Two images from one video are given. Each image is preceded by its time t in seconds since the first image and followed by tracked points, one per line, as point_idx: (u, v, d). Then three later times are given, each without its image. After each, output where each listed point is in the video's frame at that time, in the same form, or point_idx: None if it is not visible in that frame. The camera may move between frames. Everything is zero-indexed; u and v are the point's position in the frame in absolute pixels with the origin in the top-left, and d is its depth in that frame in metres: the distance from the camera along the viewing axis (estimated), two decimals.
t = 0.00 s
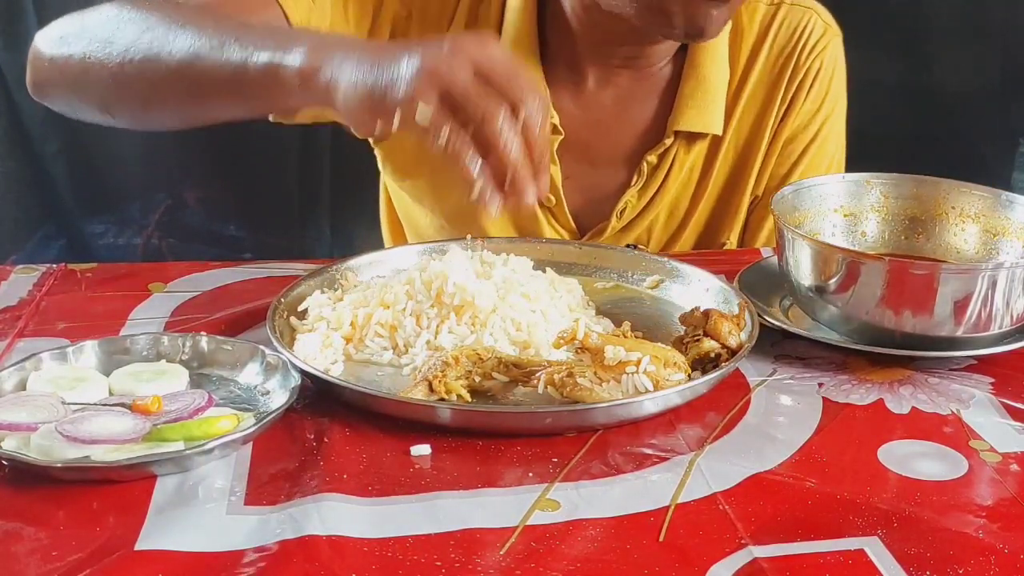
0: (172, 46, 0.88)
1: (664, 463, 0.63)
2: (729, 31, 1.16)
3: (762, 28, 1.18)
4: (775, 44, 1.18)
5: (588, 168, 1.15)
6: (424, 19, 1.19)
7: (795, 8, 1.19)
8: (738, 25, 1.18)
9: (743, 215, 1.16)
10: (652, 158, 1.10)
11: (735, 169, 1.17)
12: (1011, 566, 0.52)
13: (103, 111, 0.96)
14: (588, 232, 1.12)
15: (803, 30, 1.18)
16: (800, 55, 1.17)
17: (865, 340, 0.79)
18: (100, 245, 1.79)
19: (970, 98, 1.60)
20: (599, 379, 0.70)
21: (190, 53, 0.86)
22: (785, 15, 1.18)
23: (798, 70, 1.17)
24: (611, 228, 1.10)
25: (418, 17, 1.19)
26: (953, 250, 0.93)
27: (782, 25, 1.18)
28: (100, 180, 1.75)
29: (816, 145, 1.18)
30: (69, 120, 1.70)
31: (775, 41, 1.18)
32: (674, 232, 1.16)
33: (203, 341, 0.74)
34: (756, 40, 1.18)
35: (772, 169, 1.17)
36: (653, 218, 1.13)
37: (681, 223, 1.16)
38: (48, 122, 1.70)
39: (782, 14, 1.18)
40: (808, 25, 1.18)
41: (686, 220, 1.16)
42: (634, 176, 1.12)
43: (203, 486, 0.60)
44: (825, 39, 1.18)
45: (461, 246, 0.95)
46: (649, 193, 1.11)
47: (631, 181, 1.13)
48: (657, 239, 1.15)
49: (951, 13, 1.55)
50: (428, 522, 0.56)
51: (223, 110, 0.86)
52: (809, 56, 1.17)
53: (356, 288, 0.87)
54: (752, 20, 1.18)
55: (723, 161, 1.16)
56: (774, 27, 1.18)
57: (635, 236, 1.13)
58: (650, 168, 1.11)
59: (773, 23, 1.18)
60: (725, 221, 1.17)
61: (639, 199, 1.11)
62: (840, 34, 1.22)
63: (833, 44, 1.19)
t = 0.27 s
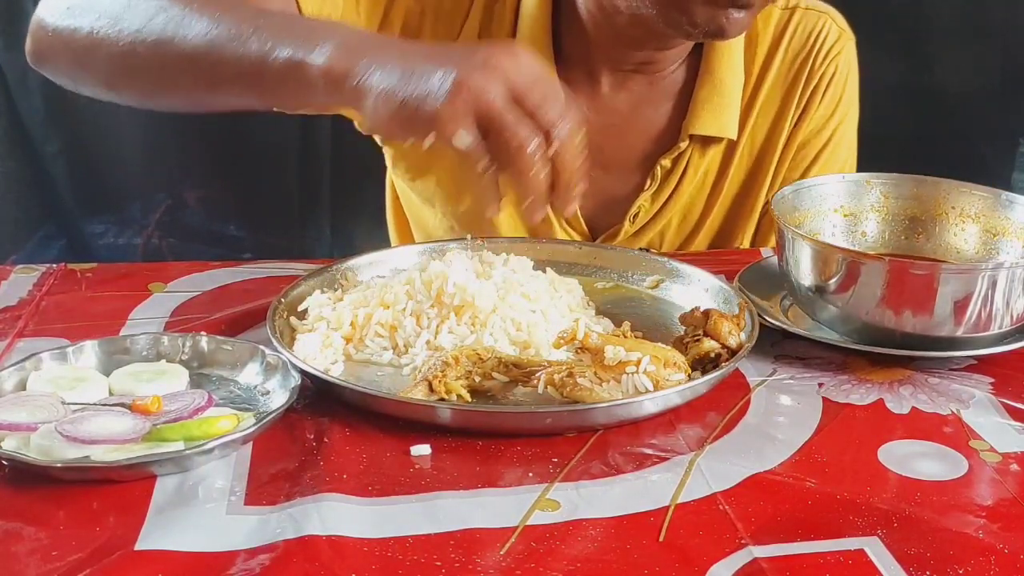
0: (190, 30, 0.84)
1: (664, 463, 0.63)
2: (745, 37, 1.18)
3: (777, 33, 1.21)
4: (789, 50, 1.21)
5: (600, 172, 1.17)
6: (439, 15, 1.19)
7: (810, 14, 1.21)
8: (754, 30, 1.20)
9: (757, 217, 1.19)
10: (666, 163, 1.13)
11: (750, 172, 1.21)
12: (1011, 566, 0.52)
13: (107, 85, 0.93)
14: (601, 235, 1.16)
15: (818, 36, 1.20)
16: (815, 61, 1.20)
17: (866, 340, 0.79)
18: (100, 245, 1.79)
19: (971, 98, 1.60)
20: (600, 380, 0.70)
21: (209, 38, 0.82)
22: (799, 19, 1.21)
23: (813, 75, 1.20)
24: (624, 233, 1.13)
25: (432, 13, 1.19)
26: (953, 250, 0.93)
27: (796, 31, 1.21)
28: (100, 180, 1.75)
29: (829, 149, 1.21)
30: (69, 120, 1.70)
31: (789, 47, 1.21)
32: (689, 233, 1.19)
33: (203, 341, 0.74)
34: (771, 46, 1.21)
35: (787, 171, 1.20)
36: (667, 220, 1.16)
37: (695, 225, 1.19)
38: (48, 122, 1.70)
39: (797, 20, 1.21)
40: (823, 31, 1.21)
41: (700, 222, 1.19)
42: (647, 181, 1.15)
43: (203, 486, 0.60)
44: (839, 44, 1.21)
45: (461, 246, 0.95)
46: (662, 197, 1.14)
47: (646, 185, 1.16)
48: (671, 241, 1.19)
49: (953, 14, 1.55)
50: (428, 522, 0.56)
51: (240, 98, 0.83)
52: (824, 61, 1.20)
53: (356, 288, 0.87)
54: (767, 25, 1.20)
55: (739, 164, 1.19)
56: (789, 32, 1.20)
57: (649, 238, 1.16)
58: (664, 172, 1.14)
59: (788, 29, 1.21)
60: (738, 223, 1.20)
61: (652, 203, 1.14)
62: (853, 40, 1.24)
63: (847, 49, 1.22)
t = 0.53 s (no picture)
0: None
1: (664, 463, 0.63)
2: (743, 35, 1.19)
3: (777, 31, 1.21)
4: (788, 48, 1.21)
5: (603, 170, 1.19)
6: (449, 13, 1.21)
7: (809, 11, 1.21)
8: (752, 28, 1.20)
9: (756, 215, 1.20)
10: (666, 161, 1.14)
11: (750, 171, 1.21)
12: (1011, 566, 0.52)
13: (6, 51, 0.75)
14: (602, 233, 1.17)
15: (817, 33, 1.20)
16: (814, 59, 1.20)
17: (866, 340, 0.79)
18: (100, 245, 1.79)
19: (971, 98, 1.60)
20: (599, 379, 0.70)
21: None
22: (798, 17, 1.21)
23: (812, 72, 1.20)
24: (625, 232, 1.14)
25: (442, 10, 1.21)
26: (953, 250, 0.93)
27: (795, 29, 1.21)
28: (101, 180, 1.75)
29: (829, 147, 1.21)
30: (70, 121, 1.69)
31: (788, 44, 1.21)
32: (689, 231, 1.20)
33: (203, 341, 0.74)
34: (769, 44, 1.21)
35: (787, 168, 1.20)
36: (668, 219, 1.17)
37: (695, 223, 1.20)
38: (49, 123, 1.70)
39: (796, 18, 1.21)
40: (822, 28, 1.21)
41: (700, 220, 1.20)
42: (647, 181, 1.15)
43: (203, 485, 0.60)
44: (838, 42, 1.21)
45: (460, 246, 0.95)
46: (662, 197, 1.15)
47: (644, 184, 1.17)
48: (671, 240, 1.19)
49: (953, 15, 1.55)
50: (428, 522, 0.56)
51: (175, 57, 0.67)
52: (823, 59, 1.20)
53: (356, 288, 0.88)
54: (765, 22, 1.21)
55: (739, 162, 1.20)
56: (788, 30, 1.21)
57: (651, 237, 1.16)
58: (665, 170, 1.14)
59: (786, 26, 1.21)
60: (737, 221, 1.21)
61: (653, 202, 1.14)
62: (853, 37, 1.24)
63: (846, 46, 1.22)
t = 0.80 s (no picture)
0: None
1: (664, 463, 0.63)
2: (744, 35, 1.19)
3: (776, 32, 1.22)
4: (789, 48, 1.21)
5: (607, 173, 1.19)
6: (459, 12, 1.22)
7: (809, 12, 1.22)
8: (752, 29, 1.21)
9: (758, 217, 1.20)
10: (669, 163, 1.15)
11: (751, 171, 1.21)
12: (1011, 566, 0.52)
13: None
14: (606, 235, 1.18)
15: (817, 34, 1.21)
16: (814, 60, 1.20)
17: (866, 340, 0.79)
18: (101, 245, 1.79)
19: (971, 98, 1.60)
20: (600, 379, 0.70)
21: None
22: (797, 19, 1.21)
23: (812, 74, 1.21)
24: (629, 234, 1.14)
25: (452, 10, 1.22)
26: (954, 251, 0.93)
27: (794, 30, 1.21)
28: (101, 180, 1.75)
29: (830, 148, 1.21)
30: (72, 121, 1.69)
31: (788, 44, 1.21)
32: (693, 234, 1.21)
33: (203, 341, 0.74)
34: (769, 46, 1.22)
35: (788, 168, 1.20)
36: (672, 222, 1.17)
37: (698, 225, 1.21)
38: (49, 122, 1.70)
39: (797, 18, 1.21)
40: (823, 28, 1.21)
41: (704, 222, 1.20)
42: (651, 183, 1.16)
43: (203, 486, 0.60)
44: (839, 42, 1.21)
45: (460, 246, 0.95)
46: (666, 199, 1.15)
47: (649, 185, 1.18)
48: (676, 241, 1.20)
49: (953, 16, 1.54)
50: (428, 523, 0.56)
51: None
52: (823, 60, 1.20)
53: (356, 288, 0.88)
54: (765, 23, 1.21)
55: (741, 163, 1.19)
56: (788, 30, 1.21)
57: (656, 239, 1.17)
58: (668, 173, 1.15)
59: (787, 27, 1.21)
60: (739, 223, 1.21)
61: (657, 204, 1.15)
62: (853, 38, 1.24)
63: (846, 47, 1.22)
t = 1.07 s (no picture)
0: None
1: (664, 463, 0.63)
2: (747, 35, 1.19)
3: (780, 33, 1.22)
4: (792, 50, 1.21)
5: (609, 176, 1.19)
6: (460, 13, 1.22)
7: (813, 14, 1.22)
8: (756, 29, 1.21)
9: (759, 218, 1.20)
10: (672, 166, 1.14)
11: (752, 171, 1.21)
12: (1010, 566, 0.52)
13: None
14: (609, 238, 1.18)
15: (821, 36, 1.21)
16: (817, 63, 1.20)
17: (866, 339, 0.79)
18: (100, 245, 1.79)
19: (971, 99, 1.60)
20: (600, 379, 0.70)
21: None
22: (800, 21, 1.21)
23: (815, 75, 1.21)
24: (632, 237, 1.14)
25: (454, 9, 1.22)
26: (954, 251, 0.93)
27: (797, 32, 1.21)
28: (100, 181, 1.75)
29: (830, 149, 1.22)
30: (71, 121, 1.69)
31: (791, 45, 1.21)
32: (694, 237, 1.21)
33: (203, 341, 0.74)
34: (773, 47, 1.22)
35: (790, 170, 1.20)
36: (674, 225, 1.17)
37: (699, 227, 1.21)
38: (48, 123, 1.69)
39: (800, 20, 1.21)
40: (826, 30, 1.21)
41: (705, 225, 1.21)
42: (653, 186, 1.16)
43: (202, 486, 0.60)
44: (842, 44, 1.21)
45: (460, 246, 0.95)
46: (668, 203, 1.15)
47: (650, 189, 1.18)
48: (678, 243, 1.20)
49: (954, 16, 1.54)
50: (428, 523, 0.56)
51: None
52: (826, 62, 1.20)
53: (356, 288, 0.88)
54: (770, 24, 1.21)
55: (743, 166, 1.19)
56: (792, 32, 1.21)
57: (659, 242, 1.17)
58: (670, 176, 1.15)
59: (791, 28, 1.21)
60: (739, 224, 1.22)
61: (659, 208, 1.15)
62: (857, 40, 1.24)
63: (849, 49, 1.22)
